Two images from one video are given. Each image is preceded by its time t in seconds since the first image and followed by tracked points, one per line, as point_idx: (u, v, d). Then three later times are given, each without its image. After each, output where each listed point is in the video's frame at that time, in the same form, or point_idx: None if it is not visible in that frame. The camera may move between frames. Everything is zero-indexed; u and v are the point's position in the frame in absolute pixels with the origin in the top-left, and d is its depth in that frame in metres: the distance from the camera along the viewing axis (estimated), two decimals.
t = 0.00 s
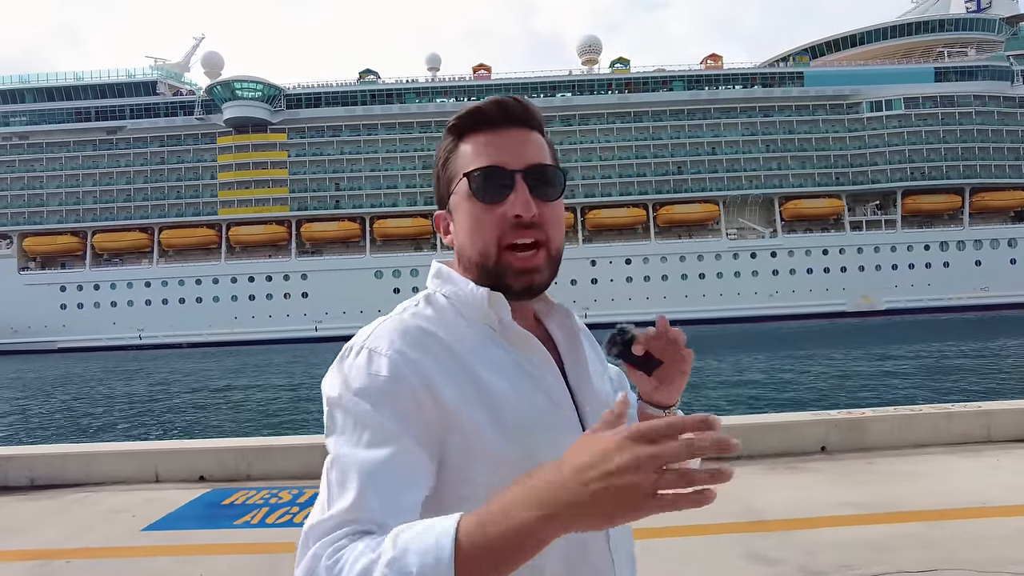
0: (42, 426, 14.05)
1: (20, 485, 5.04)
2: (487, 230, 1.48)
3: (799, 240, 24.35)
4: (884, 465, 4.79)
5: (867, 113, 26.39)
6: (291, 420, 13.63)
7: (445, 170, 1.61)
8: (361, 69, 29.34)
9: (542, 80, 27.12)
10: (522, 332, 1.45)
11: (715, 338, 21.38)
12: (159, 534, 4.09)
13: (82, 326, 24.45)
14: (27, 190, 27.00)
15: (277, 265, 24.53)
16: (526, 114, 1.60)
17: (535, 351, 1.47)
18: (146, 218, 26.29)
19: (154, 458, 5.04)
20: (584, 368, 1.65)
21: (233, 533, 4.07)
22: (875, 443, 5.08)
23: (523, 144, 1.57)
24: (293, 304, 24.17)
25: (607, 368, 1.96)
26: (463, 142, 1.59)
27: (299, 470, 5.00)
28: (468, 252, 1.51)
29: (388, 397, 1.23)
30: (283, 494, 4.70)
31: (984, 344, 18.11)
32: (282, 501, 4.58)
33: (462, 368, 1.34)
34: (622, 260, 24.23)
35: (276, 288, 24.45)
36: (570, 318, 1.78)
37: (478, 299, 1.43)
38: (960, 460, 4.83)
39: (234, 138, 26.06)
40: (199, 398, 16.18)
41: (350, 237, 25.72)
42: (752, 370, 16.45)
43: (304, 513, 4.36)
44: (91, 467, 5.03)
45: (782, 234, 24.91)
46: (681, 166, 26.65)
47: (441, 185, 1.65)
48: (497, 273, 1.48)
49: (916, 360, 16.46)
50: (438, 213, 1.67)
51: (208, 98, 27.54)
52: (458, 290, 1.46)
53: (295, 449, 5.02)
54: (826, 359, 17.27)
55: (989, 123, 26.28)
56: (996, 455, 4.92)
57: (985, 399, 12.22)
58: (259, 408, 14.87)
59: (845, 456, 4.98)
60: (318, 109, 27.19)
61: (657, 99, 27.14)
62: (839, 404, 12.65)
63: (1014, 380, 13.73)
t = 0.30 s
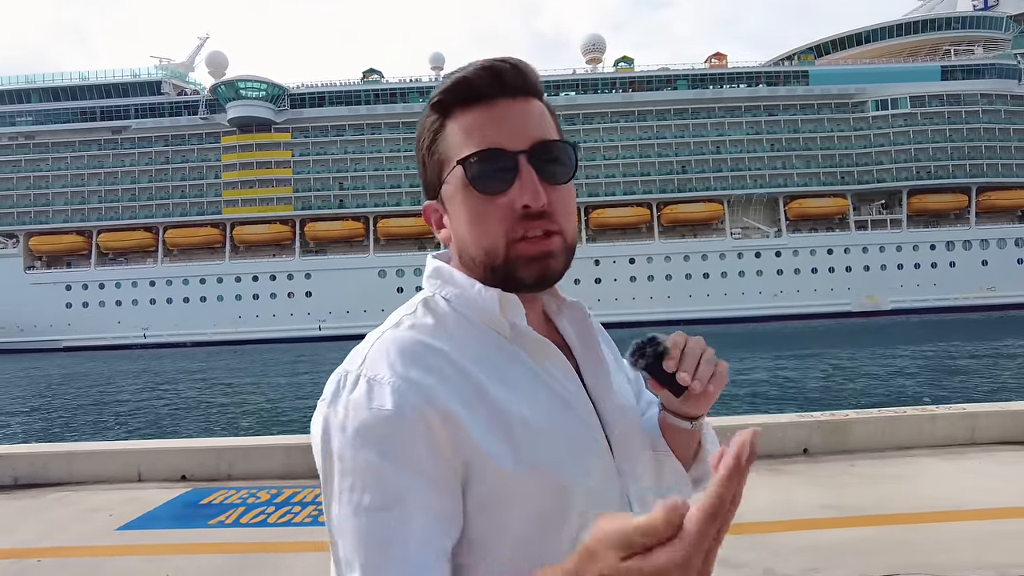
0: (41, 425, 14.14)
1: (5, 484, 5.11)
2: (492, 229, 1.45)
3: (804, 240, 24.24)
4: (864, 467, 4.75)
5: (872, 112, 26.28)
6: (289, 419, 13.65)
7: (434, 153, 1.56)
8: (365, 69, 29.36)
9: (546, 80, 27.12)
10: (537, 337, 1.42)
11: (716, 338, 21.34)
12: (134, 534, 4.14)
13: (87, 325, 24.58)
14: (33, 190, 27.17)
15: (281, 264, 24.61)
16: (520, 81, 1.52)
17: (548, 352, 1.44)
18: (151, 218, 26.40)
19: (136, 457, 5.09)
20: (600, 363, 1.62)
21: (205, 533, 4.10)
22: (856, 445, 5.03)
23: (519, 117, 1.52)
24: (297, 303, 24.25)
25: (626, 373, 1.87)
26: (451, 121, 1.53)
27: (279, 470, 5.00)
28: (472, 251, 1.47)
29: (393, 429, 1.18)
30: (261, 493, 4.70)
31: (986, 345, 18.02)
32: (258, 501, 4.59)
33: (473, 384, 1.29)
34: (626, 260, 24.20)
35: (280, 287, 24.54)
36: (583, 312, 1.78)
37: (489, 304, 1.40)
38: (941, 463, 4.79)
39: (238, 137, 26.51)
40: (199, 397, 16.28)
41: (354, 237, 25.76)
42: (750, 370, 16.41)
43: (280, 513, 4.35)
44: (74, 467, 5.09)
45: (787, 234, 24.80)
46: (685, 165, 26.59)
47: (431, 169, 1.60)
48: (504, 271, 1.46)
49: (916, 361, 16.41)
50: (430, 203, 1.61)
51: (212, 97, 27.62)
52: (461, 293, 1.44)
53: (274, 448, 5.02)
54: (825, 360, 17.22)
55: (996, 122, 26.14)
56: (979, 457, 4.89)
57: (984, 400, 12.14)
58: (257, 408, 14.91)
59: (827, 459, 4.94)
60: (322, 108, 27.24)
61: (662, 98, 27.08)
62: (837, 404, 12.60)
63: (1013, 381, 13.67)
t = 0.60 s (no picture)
0: (40, 423, 14.21)
1: None
2: (483, 218, 1.42)
3: (807, 240, 24.17)
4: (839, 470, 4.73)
5: (877, 112, 26.21)
6: (286, 418, 13.68)
7: (426, 140, 1.53)
8: (368, 69, 29.39)
9: (548, 79, 27.11)
10: (524, 328, 1.44)
11: (715, 339, 21.30)
12: (107, 532, 4.16)
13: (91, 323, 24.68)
14: (37, 190, 27.29)
15: (284, 264, 24.67)
16: (521, 76, 1.52)
17: (532, 345, 1.45)
18: (155, 217, 26.49)
19: (118, 456, 5.12)
20: (580, 366, 1.67)
21: (176, 531, 4.12)
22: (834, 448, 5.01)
23: (515, 110, 1.51)
24: (300, 302, 24.33)
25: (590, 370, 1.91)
26: (447, 108, 1.50)
27: (258, 469, 5.02)
28: (458, 239, 1.45)
29: (410, 399, 1.15)
30: (237, 493, 4.72)
31: (985, 346, 17.97)
32: (234, 500, 4.61)
33: (475, 370, 1.28)
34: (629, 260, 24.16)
35: (283, 287, 24.59)
36: (555, 309, 1.77)
37: (478, 291, 1.38)
38: (918, 465, 4.77)
39: (242, 137, 26.53)
40: (198, 396, 16.35)
41: (357, 237, 25.77)
42: (746, 370, 16.38)
43: (253, 512, 4.37)
44: (56, 465, 5.13)
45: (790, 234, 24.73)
46: (688, 165, 26.55)
47: (421, 156, 1.56)
48: (493, 263, 1.42)
49: (914, 362, 16.38)
50: (416, 190, 1.58)
51: (215, 97, 27.70)
52: (448, 281, 1.40)
53: (253, 448, 5.04)
54: (823, 361, 17.19)
55: (1001, 122, 26.05)
56: (957, 460, 4.86)
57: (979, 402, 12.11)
58: (254, 406, 14.96)
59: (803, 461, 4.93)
60: (325, 108, 27.30)
61: (665, 97, 27.03)
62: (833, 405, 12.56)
63: (1009, 382, 13.64)
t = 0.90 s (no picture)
0: (36, 424, 14.26)
1: None
2: (512, 218, 1.41)
3: (808, 240, 24.14)
4: (812, 468, 4.74)
5: (878, 111, 26.19)
6: (284, 419, 13.71)
7: (456, 156, 1.51)
8: (368, 70, 29.44)
9: (549, 80, 27.13)
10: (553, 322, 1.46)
11: (713, 339, 21.30)
12: (84, 529, 4.18)
13: (94, 324, 24.73)
14: (40, 192, 27.41)
15: (284, 265, 24.69)
16: (533, 99, 1.52)
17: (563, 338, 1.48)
18: (156, 219, 26.57)
19: (102, 455, 5.17)
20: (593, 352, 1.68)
21: (152, 529, 4.14)
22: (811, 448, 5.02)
23: (535, 129, 1.49)
24: (301, 303, 24.38)
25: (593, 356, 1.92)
26: (474, 128, 1.49)
27: (241, 467, 5.08)
28: (492, 240, 1.45)
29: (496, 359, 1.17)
30: (217, 491, 4.76)
31: (982, 345, 17.96)
32: (212, 498, 4.64)
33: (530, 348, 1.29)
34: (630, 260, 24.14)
35: (284, 288, 24.64)
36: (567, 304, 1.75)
37: (516, 284, 1.39)
38: (893, 463, 4.78)
39: (242, 138, 26.59)
40: (196, 396, 16.41)
41: (357, 237, 25.76)
42: (741, 370, 16.39)
43: (229, 510, 4.40)
44: (41, 464, 5.18)
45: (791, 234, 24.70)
46: (689, 165, 26.54)
47: (451, 170, 1.54)
48: (524, 263, 1.43)
49: (911, 362, 16.37)
50: (444, 201, 1.56)
51: (216, 99, 27.80)
52: (485, 278, 1.40)
53: (236, 446, 5.11)
54: (818, 360, 17.18)
55: (1003, 121, 26.02)
56: (930, 458, 4.88)
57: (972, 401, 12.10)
58: (251, 407, 15.00)
59: (779, 460, 4.94)
60: (326, 109, 27.37)
61: (665, 97, 27.03)
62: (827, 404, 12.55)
63: (1004, 382, 13.62)
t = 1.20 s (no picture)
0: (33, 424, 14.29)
1: None
2: (522, 236, 1.43)
3: (810, 240, 24.08)
4: (787, 471, 4.73)
5: (879, 111, 26.16)
6: (280, 419, 13.74)
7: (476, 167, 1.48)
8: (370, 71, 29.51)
9: (549, 81, 27.14)
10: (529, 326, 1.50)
11: (710, 339, 21.28)
12: (60, 531, 4.19)
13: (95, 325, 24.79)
14: (42, 194, 27.51)
15: (285, 266, 24.73)
16: (552, 131, 1.54)
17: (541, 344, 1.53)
18: (158, 220, 26.66)
19: (86, 456, 5.19)
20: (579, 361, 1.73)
21: (126, 530, 4.15)
22: (787, 450, 5.02)
23: (552, 159, 1.51)
24: (301, 304, 24.41)
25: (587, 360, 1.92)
26: (500, 146, 1.47)
27: (223, 469, 5.10)
28: (498, 251, 1.46)
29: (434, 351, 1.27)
30: (196, 493, 4.78)
31: (978, 345, 17.92)
32: (191, 500, 4.65)
33: (488, 356, 1.36)
34: (631, 260, 24.14)
35: (285, 289, 24.68)
36: (560, 313, 1.77)
37: (491, 292, 1.43)
38: (867, 465, 4.78)
39: (244, 139, 26.65)
40: (192, 397, 16.44)
41: (359, 238, 25.79)
42: (736, 371, 16.36)
43: (206, 511, 4.42)
44: (26, 466, 5.21)
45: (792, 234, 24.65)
46: (690, 166, 26.52)
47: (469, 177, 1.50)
48: (520, 277, 1.47)
49: (906, 362, 16.33)
50: (449, 205, 1.53)
51: (218, 100, 27.87)
52: (467, 285, 1.45)
53: (218, 449, 5.14)
54: (814, 361, 17.15)
55: (1005, 120, 25.96)
56: (905, 460, 4.87)
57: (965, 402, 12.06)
58: (247, 408, 15.03)
59: (756, 462, 4.95)
60: (327, 110, 27.43)
61: (666, 98, 27.02)
62: (821, 404, 12.53)
63: (997, 383, 13.60)
